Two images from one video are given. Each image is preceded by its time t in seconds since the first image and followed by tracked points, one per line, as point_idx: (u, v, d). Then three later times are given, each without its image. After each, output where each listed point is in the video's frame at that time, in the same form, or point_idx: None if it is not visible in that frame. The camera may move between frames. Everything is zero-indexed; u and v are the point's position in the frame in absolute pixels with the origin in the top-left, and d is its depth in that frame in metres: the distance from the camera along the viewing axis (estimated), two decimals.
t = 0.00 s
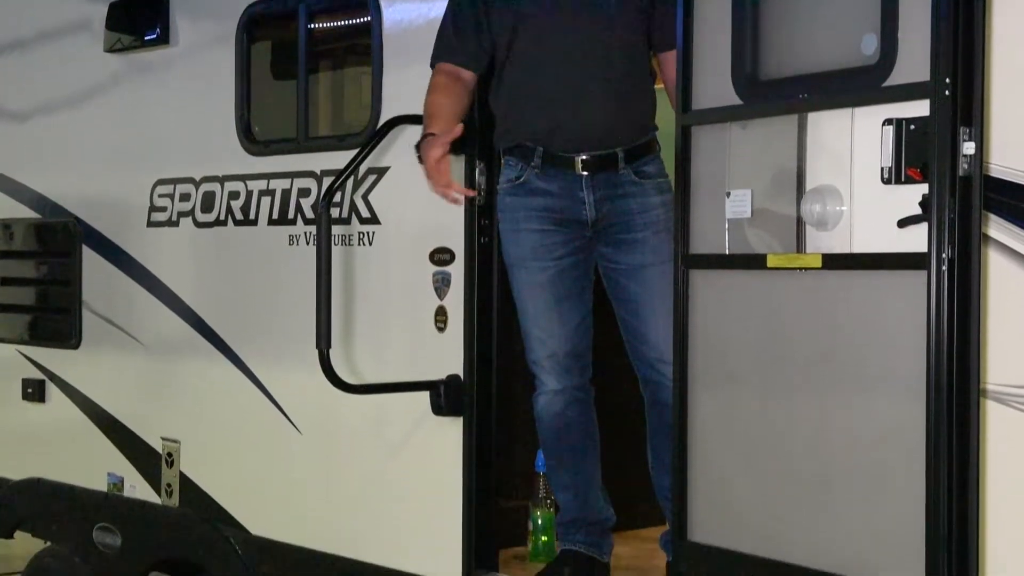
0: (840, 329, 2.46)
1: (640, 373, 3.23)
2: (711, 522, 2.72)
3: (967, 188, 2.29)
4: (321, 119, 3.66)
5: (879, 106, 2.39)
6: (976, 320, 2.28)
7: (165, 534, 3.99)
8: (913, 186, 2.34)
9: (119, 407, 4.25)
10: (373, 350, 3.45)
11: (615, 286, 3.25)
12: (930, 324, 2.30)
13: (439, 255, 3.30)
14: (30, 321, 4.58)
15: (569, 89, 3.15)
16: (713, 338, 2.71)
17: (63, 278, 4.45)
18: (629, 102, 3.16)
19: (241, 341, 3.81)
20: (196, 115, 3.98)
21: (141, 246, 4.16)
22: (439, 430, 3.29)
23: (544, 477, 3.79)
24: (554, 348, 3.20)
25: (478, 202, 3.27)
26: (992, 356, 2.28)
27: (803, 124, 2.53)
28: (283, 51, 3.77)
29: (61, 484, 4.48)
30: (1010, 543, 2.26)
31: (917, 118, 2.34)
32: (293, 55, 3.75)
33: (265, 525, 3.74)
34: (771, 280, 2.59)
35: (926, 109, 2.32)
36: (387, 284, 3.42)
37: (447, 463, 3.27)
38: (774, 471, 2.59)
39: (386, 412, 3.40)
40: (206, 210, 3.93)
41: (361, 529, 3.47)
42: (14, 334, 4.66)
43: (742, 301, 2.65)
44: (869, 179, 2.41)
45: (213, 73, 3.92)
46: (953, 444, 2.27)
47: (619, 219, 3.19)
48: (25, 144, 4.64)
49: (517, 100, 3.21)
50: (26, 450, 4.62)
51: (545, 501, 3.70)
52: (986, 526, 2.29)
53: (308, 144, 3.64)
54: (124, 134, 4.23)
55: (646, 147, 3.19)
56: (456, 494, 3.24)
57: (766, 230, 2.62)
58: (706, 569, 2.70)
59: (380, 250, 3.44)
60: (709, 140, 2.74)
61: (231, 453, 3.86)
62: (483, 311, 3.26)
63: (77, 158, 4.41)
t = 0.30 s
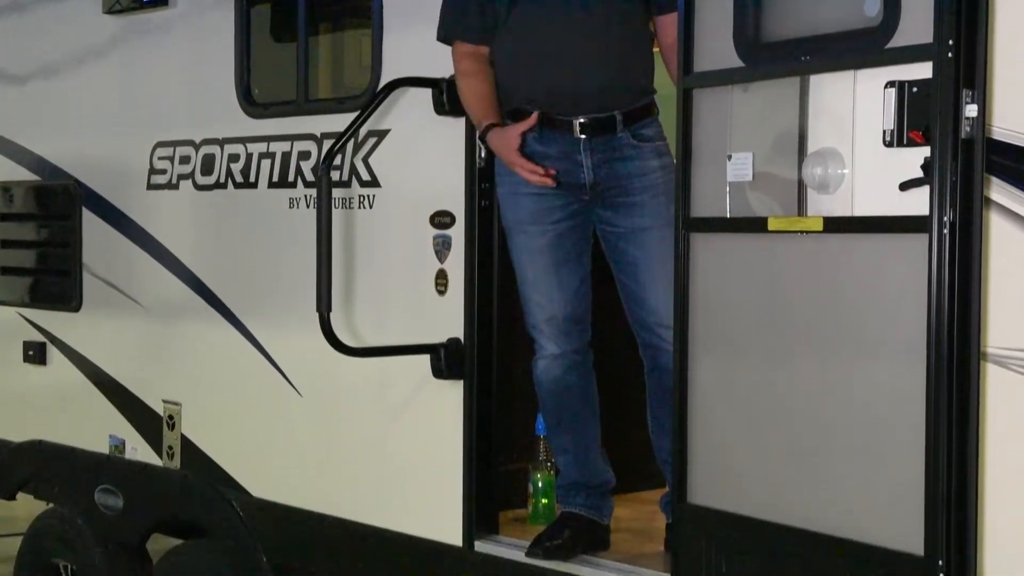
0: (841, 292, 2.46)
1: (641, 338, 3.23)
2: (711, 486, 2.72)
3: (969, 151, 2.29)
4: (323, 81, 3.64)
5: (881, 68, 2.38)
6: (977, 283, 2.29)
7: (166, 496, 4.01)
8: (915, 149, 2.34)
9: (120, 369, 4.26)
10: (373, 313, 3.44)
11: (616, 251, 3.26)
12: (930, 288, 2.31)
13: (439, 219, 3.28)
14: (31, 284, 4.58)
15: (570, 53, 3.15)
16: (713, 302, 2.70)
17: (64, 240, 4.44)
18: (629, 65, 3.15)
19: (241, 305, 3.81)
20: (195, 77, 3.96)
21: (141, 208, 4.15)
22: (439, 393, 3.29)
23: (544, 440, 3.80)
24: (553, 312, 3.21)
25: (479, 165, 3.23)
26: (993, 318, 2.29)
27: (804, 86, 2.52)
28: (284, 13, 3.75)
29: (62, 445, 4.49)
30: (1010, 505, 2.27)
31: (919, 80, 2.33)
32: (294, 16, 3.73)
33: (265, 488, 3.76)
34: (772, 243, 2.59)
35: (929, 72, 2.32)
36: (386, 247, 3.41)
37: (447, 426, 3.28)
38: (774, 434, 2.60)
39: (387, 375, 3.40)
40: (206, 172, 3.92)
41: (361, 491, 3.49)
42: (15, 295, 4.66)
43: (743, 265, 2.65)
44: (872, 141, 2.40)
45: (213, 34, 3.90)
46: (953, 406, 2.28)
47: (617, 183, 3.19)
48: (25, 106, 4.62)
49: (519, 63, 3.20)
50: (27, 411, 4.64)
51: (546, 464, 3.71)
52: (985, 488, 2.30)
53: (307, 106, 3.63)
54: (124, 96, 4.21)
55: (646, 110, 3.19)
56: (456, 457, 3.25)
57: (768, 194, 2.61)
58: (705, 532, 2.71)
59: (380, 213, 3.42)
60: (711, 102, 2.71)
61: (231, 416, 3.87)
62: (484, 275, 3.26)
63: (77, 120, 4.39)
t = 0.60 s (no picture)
0: (843, 255, 2.46)
1: (642, 302, 3.23)
2: (712, 450, 2.72)
3: (972, 115, 2.28)
4: (321, 44, 3.67)
5: (884, 30, 2.37)
6: (978, 245, 2.28)
7: (167, 458, 4.02)
8: (917, 112, 2.33)
9: (120, 332, 4.26)
10: (373, 276, 3.43)
11: (616, 213, 3.27)
12: (932, 250, 2.30)
13: (439, 181, 3.27)
14: (31, 247, 4.58)
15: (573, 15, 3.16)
16: (714, 266, 2.70)
17: (64, 203, 4.43)
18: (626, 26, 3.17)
19: (241, 268, 3.80)
20: (195, 39, 3.94)
21: (141, 171, 4.14)
22: (439, 356, 3.29)
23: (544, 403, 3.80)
24: (553, 275, 3.22)
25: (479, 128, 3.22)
26: (994, 282, 2.29)
27: (806, 47, 2.51)
28: None
29: (64, 408, 4.50)
30: (1010, 468, 2.28)
31: (923, 43, 2.33)
32: None
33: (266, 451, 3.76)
34: (773, 206, 2.58)
35: (932, 34, 2.31)
36: (386, 210, 3.40)
37: (448, 389, 3.28)
38: (774, 397, 2.60)
39: (387, 338, 3.40)
40: (206, 135, 3.91)
41: (363, 453, 3.49)
42: (16, 258, 4.66)
43: (743, 228, 2.64)
44: (874, 104, 2.39)
45: None
46: (953, 370, 2.28)
47: (618, 145, 3.21)
48: (24, 68, 4.61)
49: (520, 25, 3.22)
50: (28, 374, 4.65)
51: (547, 428, 3.71)
52: (985, 452, 2.31)
53: (307, 68, 3.61)
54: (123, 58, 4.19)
55: (647, 73, 3.22)
56: (457, 419, 3.25)
57: (769, 157, 2.60)
58: (705, 495, 2.71)
59: (380, 176, 3.41)
60: (712, 65, 2.69)
61: (233, 379, 3.87)
62: (484, 237, 3.24)
63: (76, 83, 4.38)
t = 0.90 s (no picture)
0: (842, 223, 2.45)
1: (642, 270, 3.23)
2: (711, 418, 2.73)
3: (974, 82, 2.27)
4: (322, 12, 3.60)
5: None
6: (980, 211, 2.28)
7: (168, 425, 4.03)
8: (919, 79, 2.32)
9: (121, 300, 4.26)
10: (373, 245, 3.43)
11: (616, 181, 3.27)
12: (933, 216, 2.29)
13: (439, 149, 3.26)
14: (31, 214, 4.58)
15: None
16: (714, 234, 2.69)
17: (62, 171, 4.42)
18: None
19: (241, 236, 3.80)
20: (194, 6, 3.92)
21: (141, 139, 4.13)
22: (439, 324, 3.29)
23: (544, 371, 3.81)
24: (552, 243, 3.22)
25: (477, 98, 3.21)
26: (994, 251, 2.29)
27: (809, 14, 2.49)
28: None
29: (65, 375, 4.50)
30: (1009, 435, 2.28)
31: (926, 10, 2.31)
32: None
33: (267, 418, 3.77)
34: (773, 174, 2.57)
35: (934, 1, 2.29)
36: (386, 178, 3.39)
37: (448, 357, 3.28)
38: (773, 365, 2.60)
39: (387, 305, 3.40)
40: (206, 102, 3.90)
41: (364, 421, 3.49)
42: (15, 226, 4.65)
43: (743, 196, 2.63)
44: (875, 71, 2.38)
45: None
46: (953, 338, 2.28)
47: (618, 113, 3.21)
48: (24, 35, 4.59)
49: None
50: (29, 342, 4.65)
51: (547, 396, 3.71)
52: (984, 420, 2.31)
53: (306, 35, 3.59)
54: (122, 24, 4.17)
55: (646, 39, 3.20)
56: (457, 388, 3.25)
57: (769, 125, 2.59)
58: (704, 462, 2.72)
59: (380, 144, 3.40)
60: (713, 33, 2.68)
61: (233, 347, 3.87)
62: (484, 205, 3.23)
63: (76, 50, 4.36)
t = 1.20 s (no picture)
0: (843, 192, 2.45)
1: (643, 240, 3.24)
2: (712, 387, 2.73)
3: (977, 50, 2.24)
4: None
5: None
6: (981, 181, 2.26)
7: (169, 393, 4.04)
8: (921, 48, 2.33)
9: (121, 269, 4.26)
10: (373, 214, 3.43)
11: (617, 151, 3.27)
12: (935, 187, 2.28)
13: (439, 117, 3.25)
14: (31, 183, 4.57)
15: None
16: (715, 204, 2.69)
17: (62, 139, 4.42)
18: None
19: (241, 204, 3.79)
20: None
21: (140, 107, 4.12)
22: (439, 293, 3.29)
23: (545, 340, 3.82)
24: (553, 211, 3.22)
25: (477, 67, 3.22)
26: (996, 219, 2.29)
27: None
28: None
29: (65, 344, 4.51)
30: (1010, 404, 2.29)
31: None
32: None
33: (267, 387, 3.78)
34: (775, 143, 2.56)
35: None
36: (386, 147, 3.38)
37: (448, 326, 3.28)
38: (774, 335, 2.60)
39: (387, 275, 3.40)
40: (205, 71, 3.89)
41: (364, 390, 3.49)
42: (15, 193, 4.65)
43: (744, 166, 2.62)
44: (877, 40, 2.39)
45: None
46: (953, 308, 2.27)
47: (620, 81, 3.20)
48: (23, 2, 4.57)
49: None
50: (29, 310, 4.66)
51: (547, 365, 3.72)
52: (984, 388, 2.31)
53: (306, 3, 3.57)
54: None
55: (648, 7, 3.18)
56: (457, 357, 3.25)
57: (771, 93, 2.58)
58: (704, 431, 2.72)
59: (380, 112, 3.39)
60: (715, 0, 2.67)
61: (233, 316, 3.87)
62: (484, 174, 3.21)
63: (74, 18, 4.34)
